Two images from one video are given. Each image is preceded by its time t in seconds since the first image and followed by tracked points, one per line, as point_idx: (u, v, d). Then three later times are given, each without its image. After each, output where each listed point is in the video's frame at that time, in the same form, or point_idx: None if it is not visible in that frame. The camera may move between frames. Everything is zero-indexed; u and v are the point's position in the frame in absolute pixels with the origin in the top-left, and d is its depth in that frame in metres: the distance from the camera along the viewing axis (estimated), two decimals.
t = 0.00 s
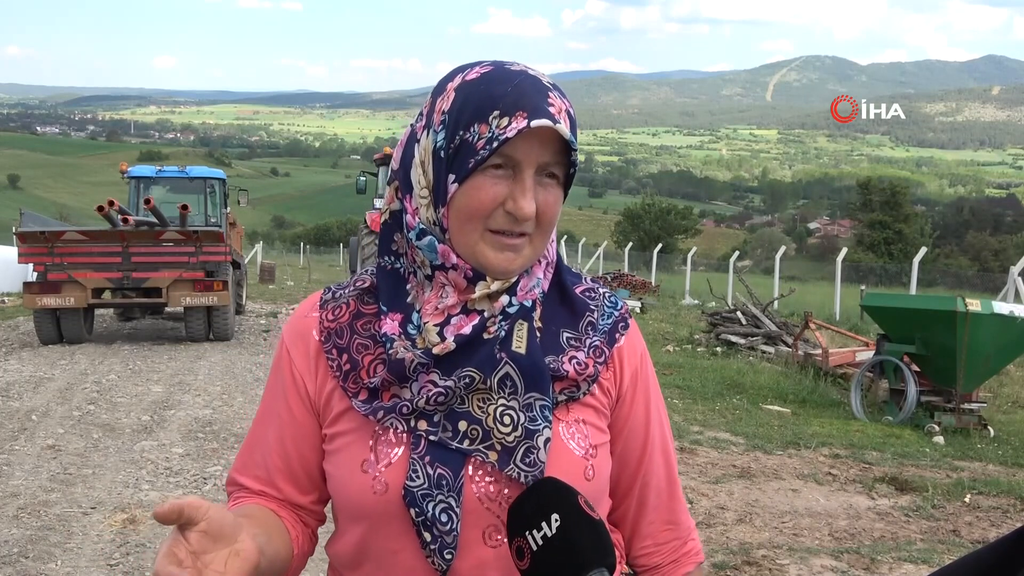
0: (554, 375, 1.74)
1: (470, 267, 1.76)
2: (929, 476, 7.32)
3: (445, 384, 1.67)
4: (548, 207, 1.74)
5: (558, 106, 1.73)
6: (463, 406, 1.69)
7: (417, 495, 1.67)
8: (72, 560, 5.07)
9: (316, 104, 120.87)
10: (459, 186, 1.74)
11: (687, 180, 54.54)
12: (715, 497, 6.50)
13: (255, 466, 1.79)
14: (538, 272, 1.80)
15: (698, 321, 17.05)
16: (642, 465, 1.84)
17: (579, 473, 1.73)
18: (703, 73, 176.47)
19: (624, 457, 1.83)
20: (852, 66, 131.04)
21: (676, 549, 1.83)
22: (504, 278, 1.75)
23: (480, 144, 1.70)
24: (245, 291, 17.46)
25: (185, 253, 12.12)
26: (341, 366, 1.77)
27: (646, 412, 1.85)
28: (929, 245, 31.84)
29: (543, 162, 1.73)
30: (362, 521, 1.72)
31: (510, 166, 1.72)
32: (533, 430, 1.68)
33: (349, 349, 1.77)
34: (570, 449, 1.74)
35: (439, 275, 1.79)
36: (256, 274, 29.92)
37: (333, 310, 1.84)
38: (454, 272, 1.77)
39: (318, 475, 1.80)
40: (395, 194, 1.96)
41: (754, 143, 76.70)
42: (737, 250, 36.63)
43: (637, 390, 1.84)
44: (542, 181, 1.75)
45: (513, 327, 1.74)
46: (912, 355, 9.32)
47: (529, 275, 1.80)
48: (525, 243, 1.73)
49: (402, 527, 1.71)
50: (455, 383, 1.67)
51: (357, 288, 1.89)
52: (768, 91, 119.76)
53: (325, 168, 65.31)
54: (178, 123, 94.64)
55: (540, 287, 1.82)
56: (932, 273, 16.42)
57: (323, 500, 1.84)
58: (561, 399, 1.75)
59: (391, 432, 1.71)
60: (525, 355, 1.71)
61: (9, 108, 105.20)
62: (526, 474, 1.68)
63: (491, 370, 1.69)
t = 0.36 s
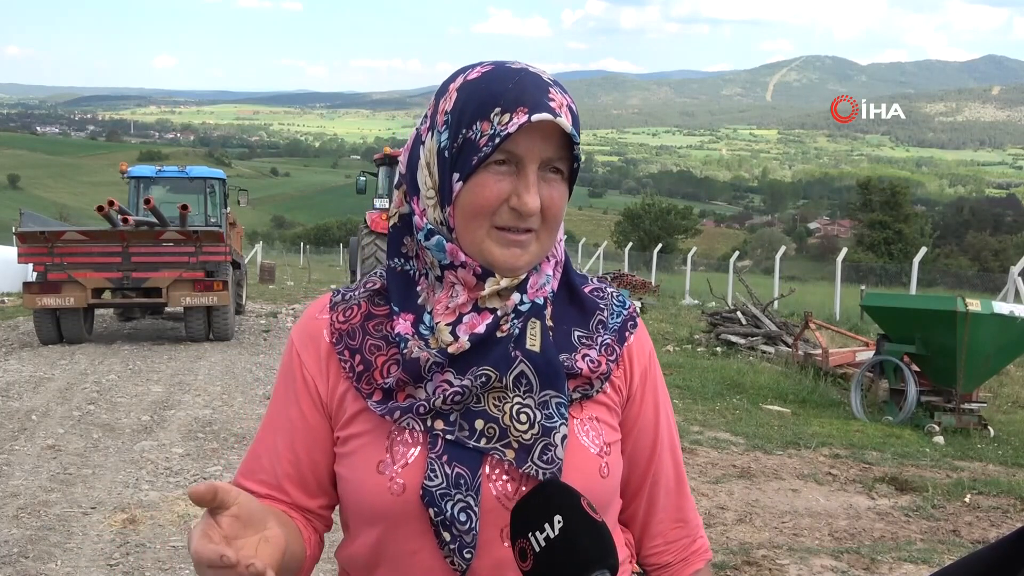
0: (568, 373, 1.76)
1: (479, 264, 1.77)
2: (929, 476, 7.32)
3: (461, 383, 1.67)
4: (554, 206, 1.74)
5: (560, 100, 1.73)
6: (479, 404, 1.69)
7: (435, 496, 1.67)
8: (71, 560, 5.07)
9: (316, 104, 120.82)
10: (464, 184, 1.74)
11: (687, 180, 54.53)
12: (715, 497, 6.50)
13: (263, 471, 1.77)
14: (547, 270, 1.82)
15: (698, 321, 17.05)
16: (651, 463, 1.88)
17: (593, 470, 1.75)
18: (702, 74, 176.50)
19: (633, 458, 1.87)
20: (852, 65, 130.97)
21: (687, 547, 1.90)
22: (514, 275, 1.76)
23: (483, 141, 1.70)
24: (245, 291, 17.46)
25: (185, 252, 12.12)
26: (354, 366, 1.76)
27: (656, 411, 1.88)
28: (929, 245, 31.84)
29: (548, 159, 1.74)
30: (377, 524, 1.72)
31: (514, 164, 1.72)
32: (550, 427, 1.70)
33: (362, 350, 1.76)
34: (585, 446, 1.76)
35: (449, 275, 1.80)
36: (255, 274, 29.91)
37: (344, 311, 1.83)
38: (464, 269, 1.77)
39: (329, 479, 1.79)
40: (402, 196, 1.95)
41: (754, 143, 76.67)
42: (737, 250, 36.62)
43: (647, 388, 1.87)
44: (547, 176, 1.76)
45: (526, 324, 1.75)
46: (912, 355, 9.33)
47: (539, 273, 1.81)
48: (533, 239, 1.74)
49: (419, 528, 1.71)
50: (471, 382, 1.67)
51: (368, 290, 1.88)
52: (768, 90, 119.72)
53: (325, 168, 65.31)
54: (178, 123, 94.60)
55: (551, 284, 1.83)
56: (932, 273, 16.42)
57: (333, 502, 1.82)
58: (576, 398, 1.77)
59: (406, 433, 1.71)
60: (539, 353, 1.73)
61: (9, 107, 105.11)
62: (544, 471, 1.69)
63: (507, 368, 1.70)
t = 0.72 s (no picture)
0: (579, 373, 1.77)
1: (478, 262, 1.76)
2: (929, 476, 7.32)
3: (474, 386, 1.68)
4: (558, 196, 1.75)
5: (549, 94, 1.73)
6: (491, 407, 1.70)
7: (449, 496, 1.66)
8: (71, 560, 5.07)
9: (316, 104, 120.86)
10: (459, 182, 1.74)
11: (687, 180, 54.52)
12: (714, 497, 6.50)
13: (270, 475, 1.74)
14: (549, 266, 1.82)
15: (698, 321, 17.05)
16: (655, 467, 1.89)
17: (605, 472, 1.76)
18: (702, 74, 176.61)
19: (638, 462, 1.89)
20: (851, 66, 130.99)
21: (691, 546, 1.91)
22: (514, 271, 1.76)
23: (474, 137, 1.70)
24: (244, 291, 17.45)
25: (185, 252, 12.12)
26: (364, 369, 1.74)
27: (660, 413, 1.89)
28: (929, 245, 31.84)
29: (540, 151, 1.74)
30: (388, 527, 1.71)
31: (506, 159, 1.73)
32: (562, 427, 1.71)
33: (373, 352, 1.75)
34: (596, 448, 1.77)
35: (450, 275, 1.79)
36: (255, 274, 29.90)
37: (352, 314, 1.81)
38: (463, 269, 1.77)
39: (336, 485, 1.77)
40: (406, 201, 1.93)
41: (754, 143, 76.67)
42: (737, 250, 36.61)
43: (651, 392, 1.88)
44: (540, 169, 1.76)
45: (534, 324, 1.76)
46: (912, 355, 9.33)
47: (540, 268, 1.81)
48: (531, 234, 1.73)
49: (432, 530, 1.70)
50: (485, 384, 1.68)
51: (376, 292, 1.85)
52: (768, 90, 119.70)
53: (325, 168, 65.33)
54: (179, 123, 94.60)
55: (556, 285, 1.83)
56: (932, 273, 16.43)
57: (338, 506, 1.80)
58: (586, 399, 1.79)
59: (418, 435, 1.70)
60: (550, 353, 1.74)
61: (9, 107, 105.10)
62: (558, 471, 1.70)
63: (518, 370, 1.70)
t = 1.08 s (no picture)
0: (585, 375, 1.77)
1: (451, 254, 1.78)
2: (929, 476, 7.32)
3: (478, 384, 1.68)
4: (510, 169, 1.77)
5: (469, 75, 1.76)
6: (496, 403, 1.70)
7: (457, 494, 1.66)
8: (71, 560, 5.07)
9: (316, 104, 120.91)
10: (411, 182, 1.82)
11: (687, 180, 54.53)
12: (714, 497, 6.50)
13: (274, 470, 1.74)
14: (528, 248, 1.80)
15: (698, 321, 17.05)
16: (657, 469, 1.90)
17: (610, 473, 1.77)
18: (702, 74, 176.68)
19: (642, 463, 1.89)
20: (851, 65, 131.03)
21: (691, 548, 1.94)
22: (485, 258, 1.77)
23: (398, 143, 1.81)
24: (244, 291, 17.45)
25: (185, 252, 12.12)
26: (370, 367, 1.74)
27: (664, 413, 1.89)
28: (929, 245, 31.82)
29: (477, 132, 1.76)
30: (391, 526, 1.71)
31: (446, 150, 1.78)
32: (568, 422, 1.71)
33: (378, 350, 1.75)
34: (603, 450, 1.77)
35: (432, 271, 1.80)
36: (255, 274, 29.91)
37: (358, 310, 1.80)
38: (439, 265, 1.79)
39: (340, 483, 1.77)
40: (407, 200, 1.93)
41: (754, 143, 76.68)
42: (737, 250, 36.61)
43: (654, 394, 1.89)
44: (484, 150, 1.77)
45: (531, 315, 1.75)
46: (913, 354, 9.33)
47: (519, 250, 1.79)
48: (487, 219, 1.75)
49: (439, 529, 1.70)
50: (489, 383, 1.68)
51: (383, 288, 1.85)
52: (768, 90, 119.75)
53: (326, 169, 65.30)
54: (179, 123, 94.59)
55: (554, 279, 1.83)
56: (932, 273, 16.43)
57: (339, 504, 1.79)
58: (592, 398, 1.79)
59: (424, 434, 1.70)
60: (551, 347, 1.74)
61: (9, 107, 105.11)
62: (564, 466, 1.70)
63: (524, 366, 1.70)
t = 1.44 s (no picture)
0: (571, 372, 1.76)
1: (424, 258, 1.79)
2: (928, 476, 7.32)
3: (456, 390, 1.68)
4: (477, 160, 1.77)
5: (424, 69, 1.78)
6: (478, 407, 1.71)
7: (443, 507, 1.67)
8: (72, 560, 5.07)
9: (316, 104, 120.87)
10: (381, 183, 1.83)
11: (687, 180, 54.52)
12: (714, 497, 6.50)
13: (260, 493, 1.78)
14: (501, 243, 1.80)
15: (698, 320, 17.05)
16: (656, 454, 1.89)
17: (601, 472, 1.77)
18: (701, 74, 176.70)
19: (638, 452, 1.89)
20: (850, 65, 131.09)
21: (689, 537, 1.94)
22: (461, 256, 1.78)
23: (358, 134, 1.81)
24: (244, 291, 17.45)
25: (184, 253, 12.12)
26: (350, 383, 1.75)
27: (657, 403, 1.89)
28: (929, 244, 31.81)
29: (436, 125, 1.77)
30: (385, 540, 1.72)
31: (410, 147, 1.80)
32: (552, 418, 1.70)
33: (358, 364, 1.76)
34: (592, 450, 1.77)
35: (408, 277, 1.82)
36: (256, 274, 29.91)
37: (337, 324, 1.82)
38: (414, 269, 1.81)
39: (332, 496, 1.80)
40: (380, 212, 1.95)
41: (754, 143, 76.68)
42: (737, 250, 36.61)
43: (648, 379, 1.88)
44: (448, 144, 1.78)
45: (509, 309, 1.74)
46: (912, 354, 9.33)
47: (493, 243, 1.80)
48: (458, 213, 1.75)
49: (428, 540, 1.71)
50: (467, 386, 1.68)
51: (360, 299, 1.87)
52: (769, 90, 119.74)
53: (326, 169, 65.26)
54: (179, 123, 94.56)
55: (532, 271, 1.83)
56: (932, 273, 16.43)
57: (333, 515, 1.82)
58: (579, 398, 1.78)
59: (407, 446, 1.71)
60: (530, 342, 1.73)
61: (8, 108, 105.07)
62: (552, 464, 1.70)
63: (499, 365, 1.71)
